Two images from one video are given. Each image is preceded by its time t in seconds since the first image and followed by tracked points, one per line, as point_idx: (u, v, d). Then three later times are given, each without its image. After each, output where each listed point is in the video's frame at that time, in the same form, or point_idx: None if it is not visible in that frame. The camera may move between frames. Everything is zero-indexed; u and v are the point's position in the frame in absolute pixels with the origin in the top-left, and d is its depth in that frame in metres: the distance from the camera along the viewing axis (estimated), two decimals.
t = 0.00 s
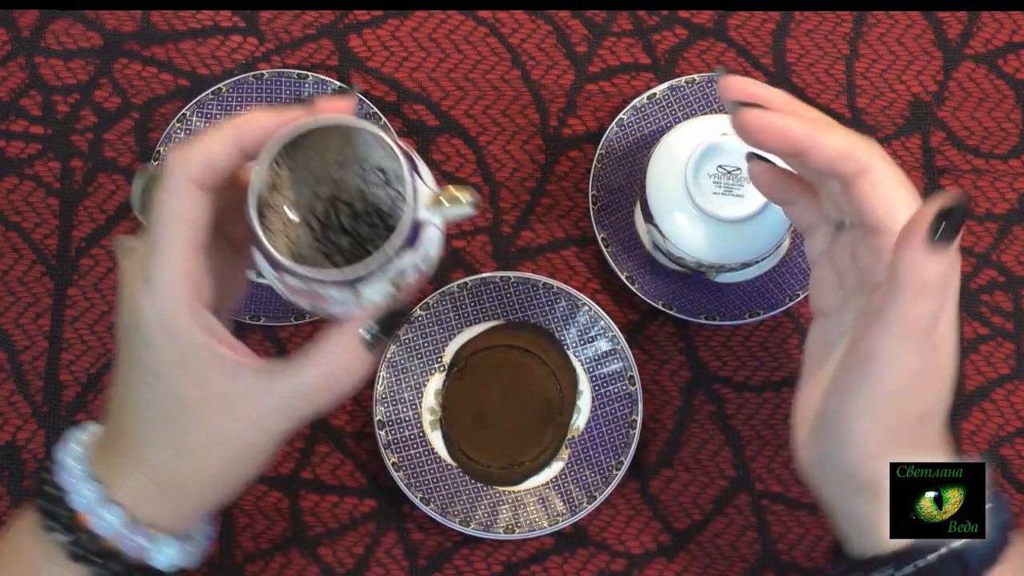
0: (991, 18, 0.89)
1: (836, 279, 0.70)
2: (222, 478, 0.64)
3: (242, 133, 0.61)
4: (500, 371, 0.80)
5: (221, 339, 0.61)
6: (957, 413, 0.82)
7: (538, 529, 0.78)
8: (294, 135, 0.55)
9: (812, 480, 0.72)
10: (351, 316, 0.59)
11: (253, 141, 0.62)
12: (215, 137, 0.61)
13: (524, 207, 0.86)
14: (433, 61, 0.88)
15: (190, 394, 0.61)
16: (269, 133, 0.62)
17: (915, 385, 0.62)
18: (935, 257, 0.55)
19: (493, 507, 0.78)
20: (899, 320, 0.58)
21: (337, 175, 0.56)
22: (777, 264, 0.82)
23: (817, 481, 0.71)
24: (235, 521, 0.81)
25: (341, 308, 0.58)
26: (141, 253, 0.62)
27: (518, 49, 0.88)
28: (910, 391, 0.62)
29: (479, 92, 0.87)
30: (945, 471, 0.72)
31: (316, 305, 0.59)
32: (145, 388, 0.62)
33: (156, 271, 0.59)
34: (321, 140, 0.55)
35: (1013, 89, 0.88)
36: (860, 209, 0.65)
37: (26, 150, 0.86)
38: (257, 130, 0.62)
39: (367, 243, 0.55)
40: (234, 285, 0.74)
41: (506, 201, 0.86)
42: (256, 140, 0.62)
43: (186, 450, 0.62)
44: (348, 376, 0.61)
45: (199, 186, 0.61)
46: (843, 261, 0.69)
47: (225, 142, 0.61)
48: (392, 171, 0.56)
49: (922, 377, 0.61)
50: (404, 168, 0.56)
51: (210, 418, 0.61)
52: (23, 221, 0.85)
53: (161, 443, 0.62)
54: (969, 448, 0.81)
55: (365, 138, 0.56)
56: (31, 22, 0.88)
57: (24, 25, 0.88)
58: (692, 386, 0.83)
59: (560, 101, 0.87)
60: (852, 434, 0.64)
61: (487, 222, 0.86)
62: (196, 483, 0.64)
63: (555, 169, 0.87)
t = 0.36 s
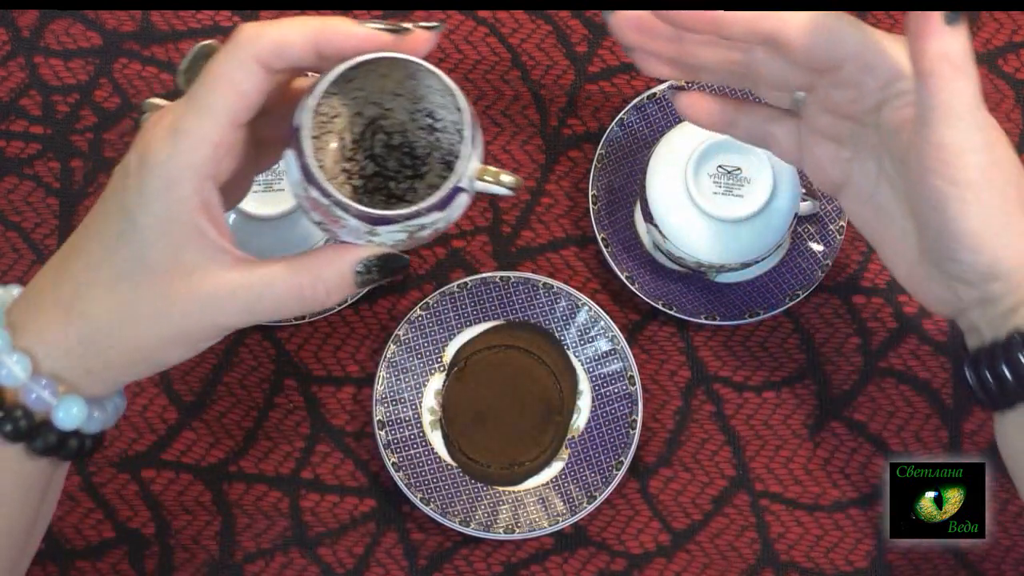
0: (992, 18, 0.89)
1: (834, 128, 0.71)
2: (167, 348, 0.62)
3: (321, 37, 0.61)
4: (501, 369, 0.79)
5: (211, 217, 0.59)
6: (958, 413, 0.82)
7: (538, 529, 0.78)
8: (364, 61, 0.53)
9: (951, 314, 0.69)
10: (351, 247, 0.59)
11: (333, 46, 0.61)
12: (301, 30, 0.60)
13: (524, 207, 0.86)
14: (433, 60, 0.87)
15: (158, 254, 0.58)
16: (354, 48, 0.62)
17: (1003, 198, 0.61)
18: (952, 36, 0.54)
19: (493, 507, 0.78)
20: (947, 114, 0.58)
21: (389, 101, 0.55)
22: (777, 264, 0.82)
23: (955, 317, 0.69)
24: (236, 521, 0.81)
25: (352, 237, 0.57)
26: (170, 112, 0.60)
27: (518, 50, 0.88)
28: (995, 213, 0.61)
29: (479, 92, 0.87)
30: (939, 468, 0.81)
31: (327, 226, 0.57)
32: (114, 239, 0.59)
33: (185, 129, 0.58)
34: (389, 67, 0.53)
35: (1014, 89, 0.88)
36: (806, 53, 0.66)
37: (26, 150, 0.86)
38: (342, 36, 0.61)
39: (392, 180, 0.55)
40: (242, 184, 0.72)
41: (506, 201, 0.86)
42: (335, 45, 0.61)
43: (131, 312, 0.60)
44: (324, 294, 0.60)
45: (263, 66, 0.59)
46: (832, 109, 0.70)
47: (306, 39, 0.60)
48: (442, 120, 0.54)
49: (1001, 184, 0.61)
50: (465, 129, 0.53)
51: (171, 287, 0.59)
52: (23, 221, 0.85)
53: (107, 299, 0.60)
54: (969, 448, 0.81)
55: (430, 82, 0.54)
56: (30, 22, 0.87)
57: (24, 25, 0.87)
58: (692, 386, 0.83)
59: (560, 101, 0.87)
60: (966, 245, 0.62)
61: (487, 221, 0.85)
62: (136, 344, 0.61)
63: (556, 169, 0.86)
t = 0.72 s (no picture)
0: (991, 18, 0.89)
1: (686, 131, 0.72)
2: (255, 368, 0.60)
3: (436, 63, 0.58)
4: (500, 369, 0.79)
5: (309, 243, 0.57)
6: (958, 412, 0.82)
7: (538, 529, 0.78)
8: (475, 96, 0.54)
9: (822, 291, 0.71)
10: (449, 284, 0.57)
11: (446, 79, 0.58)
12: (411, 57, 0.58)
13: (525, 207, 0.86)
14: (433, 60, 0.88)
15: (253, 275, 0.57)
16: (467, 79, 0.59)
17: (857, 185, 0.62)
18: (785, 31, 0.55)
19: (493, 507, 0.78)
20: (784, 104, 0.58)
21: (497, 137, 0.57)
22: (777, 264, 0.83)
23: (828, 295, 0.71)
24: (236, 521, 0.81)
25: (449, 273, 0.56)
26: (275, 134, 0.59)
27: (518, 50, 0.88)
28: (848, 198, 0.62)
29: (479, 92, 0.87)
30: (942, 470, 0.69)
31: (424, 260, 0.56)
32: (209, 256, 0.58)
33: (289, 151, 0.56)
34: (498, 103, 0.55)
35: (1013, 90, 0.88)
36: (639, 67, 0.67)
37: (26, 150, 0.86)
38: (450, 70, 0.58)
39: (495, 217, 0.57)
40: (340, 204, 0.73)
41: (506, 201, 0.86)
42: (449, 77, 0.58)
43: (223, 330, 0.58)
44: (416, 329, 0.58)
45: (376, 94, 0.57)
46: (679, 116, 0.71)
47: (418, 68, 0.58)
48: (551, 159, 0.56)
49: (851, 171, 0.61)
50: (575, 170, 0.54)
51: (263, 310, 0.57)
52: (23, 221, 0.84)
53: (200, 315, 0.59)
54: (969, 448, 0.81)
55: (539, 120, 0.56)
56: (30, 22, 0.87)
57: (24, 25, 0.87)
58: (691, 386, 0.83)
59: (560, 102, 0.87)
60: (826, 228, 0.63)
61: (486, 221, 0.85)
62: (226, 361, 0.60)
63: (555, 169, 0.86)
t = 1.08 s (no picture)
0: (991, 19, 0.89)
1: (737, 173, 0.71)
2: (180, 362, 0.60)
3: (353, 59, 0.60)
4: (500, 368, 0.80)
5: (232, 234, 0.57)
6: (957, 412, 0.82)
7: (538, 529, 0.77)
8: (393, 90, 0.56)
9: (873, 333, 0.71)
10: (372, 271, 0.58)
11: (361, 72, 0.60)
12: (328, 53, 0.59)
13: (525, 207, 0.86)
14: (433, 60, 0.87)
15: (176, 269, 0.57)
16: (380, 70, 0.61)
17: (914, 237, 0.60)
18: (844, 92, 0.52)
19: (493, 507, 0.78)
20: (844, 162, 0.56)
21: (417, 129, 0.60)
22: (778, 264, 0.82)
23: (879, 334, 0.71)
24: (236, 521, 0.81)
25: (371, 262, 0.57)
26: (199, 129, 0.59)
27: (518, 50, 0.88)
28: (905, 251, 0.60)
29: (479, 92, 0.87)
30: (943, 470, 0.70)
31: (347, 250, 0.57)
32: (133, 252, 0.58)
33: (208, 146, 0.56)
34: (415, 96, 0.57)
35: (1014, 89, 0.88)
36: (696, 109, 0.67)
37: (26, 150, 0.86)
38: (366, 62, 0.60)
39: (417, 208, 0.62)
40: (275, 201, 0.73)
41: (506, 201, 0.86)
42: (366, 66, 0.60)
43: (145, 325, 0.58)
44: (339, 316, 0.59)
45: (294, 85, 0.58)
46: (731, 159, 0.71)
47: (335, 61, 0.59)
48: (467, 152, 0.59)
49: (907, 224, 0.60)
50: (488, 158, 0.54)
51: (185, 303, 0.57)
52: (23, 221, 0.85)
53: (122, 311, 0.58)
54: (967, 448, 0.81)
55: (457, 112, 0.57)
56: (31, 22, 0.88)
57: (24, 25, 0.88)
58: (691, 386, 0.83)
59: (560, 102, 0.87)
60: (884, 282, 0.62)
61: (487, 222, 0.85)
62: (150, 358, 0.60)
63: (556, 169, 0.87)
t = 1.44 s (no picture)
0: (991, 19, 0.89)
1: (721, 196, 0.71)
2: (208, 397, 0.61)
3: (383, 92, 0.59)
4: (499, 367, 0.80)
5: (261, 268, 0.58)
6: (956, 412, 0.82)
7: (537, 530, 0.78)
8: (425, 122, 0.55)
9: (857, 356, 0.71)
10: (403, 307, 0.57)
11: (391, 105, 0.60)
12: (359, 84, 0.59)
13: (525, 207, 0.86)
14: (433, 60, 0.88)
15: (204, 303, 0.58)
16: (411, 105, 0.60)
17: (902, 262, 0.61)
18: (833, 120, 0.52)
19: (493, 507, 0.78)
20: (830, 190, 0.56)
21: (449, 163, 0.59)
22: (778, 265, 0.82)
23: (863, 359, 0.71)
24: (236, 521, 0.81)
25: (403, 297, 0.57)
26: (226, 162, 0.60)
27: (518, 50, 0.88)
28: (892, 276, 0.61)
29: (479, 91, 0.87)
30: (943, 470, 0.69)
31: (378, 285, 0.57)
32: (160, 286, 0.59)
33: (238, 179, 0.57)
34: (446, 129, 0.57)
35: (1014, 90, 0.88)
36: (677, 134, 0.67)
37: (26, 150, 0.86)
38: (399, 94, 0.59)
39: (449, 243, 0.60)
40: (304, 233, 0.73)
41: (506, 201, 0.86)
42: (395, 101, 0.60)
43: (174, 360, 0.59)
44: (368, 353, 0.58)
45: (322, 117, 0.59)
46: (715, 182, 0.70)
47: (366, 93, 0.59)
48: (500, 185, 0.59)
49: (894, 251, 0.60)
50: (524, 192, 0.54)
51: (214, 338, 0.58)
52: (23, 221, 0.85)
53: (152, 345, 0.60)
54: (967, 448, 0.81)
55: (489, 145, 0.57)
56: (31, 22, 0.87)
57: (24, 25, 0.87)
58: (691, 386, 0.83)
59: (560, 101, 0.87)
60: (872, 306, 0.62)
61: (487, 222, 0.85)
62: (177, 391, 0.61)
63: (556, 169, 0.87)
